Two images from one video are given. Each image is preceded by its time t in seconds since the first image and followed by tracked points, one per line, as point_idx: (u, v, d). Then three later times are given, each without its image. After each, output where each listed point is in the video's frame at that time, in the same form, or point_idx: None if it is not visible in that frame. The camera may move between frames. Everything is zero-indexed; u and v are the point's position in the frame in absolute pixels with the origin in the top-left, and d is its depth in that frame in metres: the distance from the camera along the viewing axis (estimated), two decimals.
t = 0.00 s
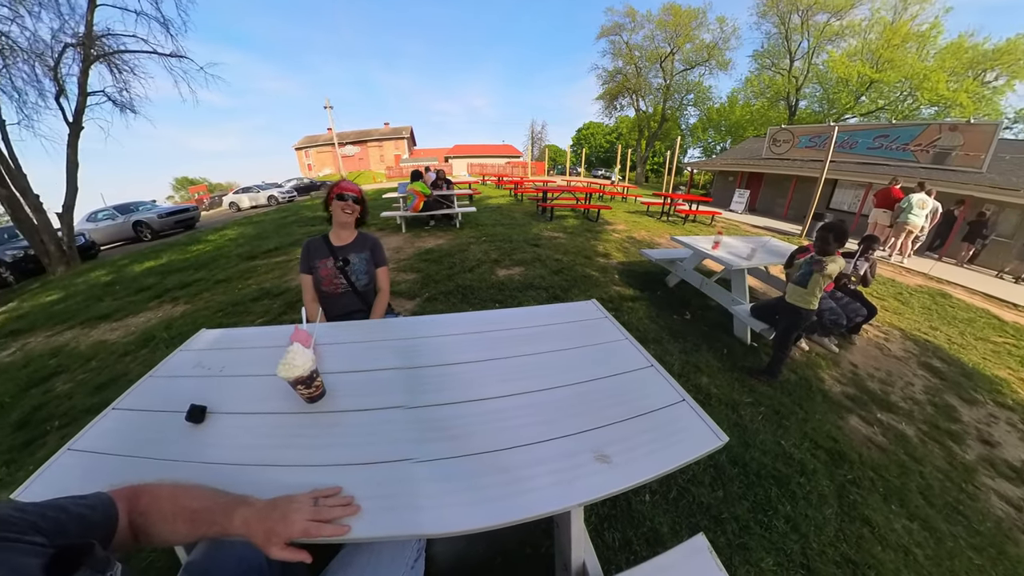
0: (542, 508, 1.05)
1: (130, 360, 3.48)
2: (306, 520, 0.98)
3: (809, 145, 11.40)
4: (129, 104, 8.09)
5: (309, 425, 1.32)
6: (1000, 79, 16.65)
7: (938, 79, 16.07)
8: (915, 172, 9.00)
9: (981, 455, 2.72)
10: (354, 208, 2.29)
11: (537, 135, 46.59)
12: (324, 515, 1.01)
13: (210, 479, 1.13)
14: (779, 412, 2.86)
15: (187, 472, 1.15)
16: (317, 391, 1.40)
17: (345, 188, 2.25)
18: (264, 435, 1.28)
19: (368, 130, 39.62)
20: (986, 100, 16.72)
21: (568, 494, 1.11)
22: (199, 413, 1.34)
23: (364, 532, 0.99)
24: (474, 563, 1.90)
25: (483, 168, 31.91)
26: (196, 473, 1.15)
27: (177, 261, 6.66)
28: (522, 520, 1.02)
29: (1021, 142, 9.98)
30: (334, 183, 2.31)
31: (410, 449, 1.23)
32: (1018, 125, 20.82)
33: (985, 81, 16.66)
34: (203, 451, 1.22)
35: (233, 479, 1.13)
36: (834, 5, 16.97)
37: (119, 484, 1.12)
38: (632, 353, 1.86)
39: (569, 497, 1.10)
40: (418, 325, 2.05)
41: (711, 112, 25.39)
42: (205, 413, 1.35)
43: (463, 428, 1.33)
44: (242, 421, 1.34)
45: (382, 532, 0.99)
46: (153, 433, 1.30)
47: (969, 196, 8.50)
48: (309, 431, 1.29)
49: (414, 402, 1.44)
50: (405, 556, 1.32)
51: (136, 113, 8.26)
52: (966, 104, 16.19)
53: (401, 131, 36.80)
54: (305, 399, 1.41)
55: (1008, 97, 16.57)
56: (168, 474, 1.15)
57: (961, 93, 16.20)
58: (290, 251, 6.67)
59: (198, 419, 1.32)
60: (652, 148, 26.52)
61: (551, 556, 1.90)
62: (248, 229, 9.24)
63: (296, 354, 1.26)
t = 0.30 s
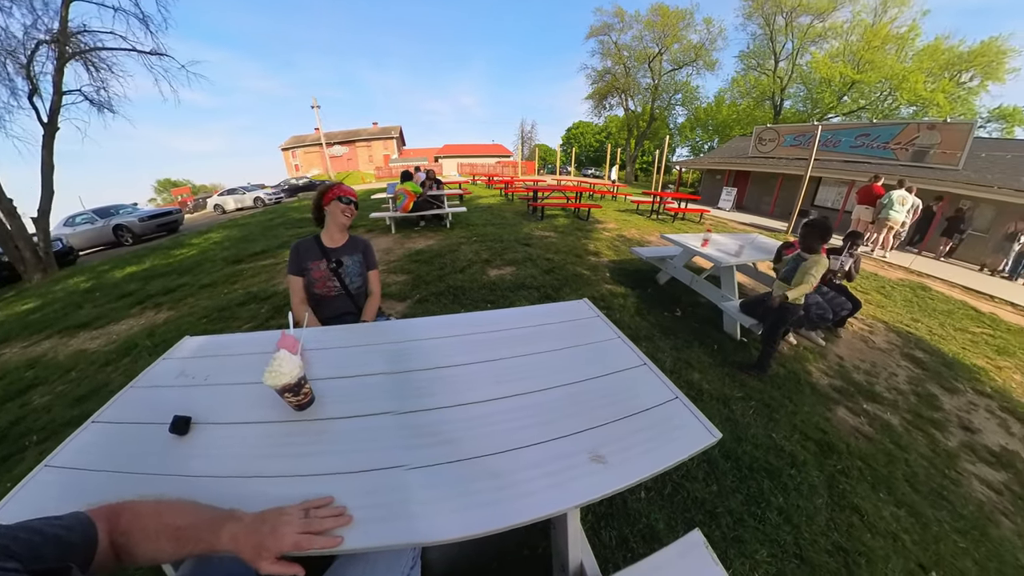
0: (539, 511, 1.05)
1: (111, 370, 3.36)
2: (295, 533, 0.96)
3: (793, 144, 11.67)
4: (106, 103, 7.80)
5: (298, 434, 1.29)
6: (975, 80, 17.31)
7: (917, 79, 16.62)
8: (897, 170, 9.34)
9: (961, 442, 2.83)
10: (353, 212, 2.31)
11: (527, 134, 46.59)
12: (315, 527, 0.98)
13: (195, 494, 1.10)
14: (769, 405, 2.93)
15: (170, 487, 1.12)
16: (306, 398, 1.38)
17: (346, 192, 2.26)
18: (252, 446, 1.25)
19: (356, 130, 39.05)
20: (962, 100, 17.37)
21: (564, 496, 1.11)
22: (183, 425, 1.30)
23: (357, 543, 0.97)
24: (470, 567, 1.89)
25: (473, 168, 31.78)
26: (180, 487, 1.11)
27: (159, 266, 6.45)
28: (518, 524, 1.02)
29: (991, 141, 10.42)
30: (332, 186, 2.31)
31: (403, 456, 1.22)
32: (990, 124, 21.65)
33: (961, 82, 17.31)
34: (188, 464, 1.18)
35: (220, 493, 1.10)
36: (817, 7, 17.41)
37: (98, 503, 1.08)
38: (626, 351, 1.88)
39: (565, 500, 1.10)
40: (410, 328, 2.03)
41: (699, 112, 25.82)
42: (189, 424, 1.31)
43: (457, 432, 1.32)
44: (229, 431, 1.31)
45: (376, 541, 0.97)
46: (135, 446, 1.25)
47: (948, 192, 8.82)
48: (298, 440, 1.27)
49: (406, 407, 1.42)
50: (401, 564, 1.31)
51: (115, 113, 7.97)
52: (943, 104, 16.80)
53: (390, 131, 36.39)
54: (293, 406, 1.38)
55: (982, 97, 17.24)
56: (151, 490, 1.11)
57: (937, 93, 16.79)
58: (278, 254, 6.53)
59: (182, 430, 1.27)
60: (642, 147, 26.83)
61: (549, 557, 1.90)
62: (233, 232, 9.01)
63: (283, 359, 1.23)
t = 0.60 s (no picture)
0: (538, 512, 1.06)
1: (93, 380, 3.24)
2: (291, 543, 0.94)
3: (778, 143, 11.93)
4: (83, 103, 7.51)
5: (291, 441, 1.27)
6: (950, 81, 17.98)
7: (896, 80, 17.17)
8: (879, 168, 9.61)
9: (942, 429, 2.95)
10: (334, 211, 2.22)
11: (517, 134, 46.59)
12: (310, 536, 0.96)
13: (184, 508, 1.06)
14: (760, 399, 3.00)
15: (159, 501, 1.08)
16: (297, 405, 1.35)
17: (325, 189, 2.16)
18: (243, 455, 1.22)
19: (344, 129, 38.49)
20: (938, 100, 18.03)
21: (563, 496, 1.11)
22: (170, 436, 1.26)
23: (355, 552, 0.96)
24: (468, 569, 1.89)
25: (464, 168, 31.63)
26: (168, 502, 1.08)
27: (141, 271, 6.25)
28: (518, 526, 1.02)
29: (964, 140, 10.86)
30: (312, 184, 2.19)
31: (399, 461, 1.21)
32: (965, 123, 22.48)
33: (937, 83, 17.98)
34: (176, 477, 1.15)
35: (210, 505, 1.07)
36: (800, 9, 17.84)
37: (82, 521, 1.03)
38: (620, 349, 1.90)
39: (564, 499, 1.10)
40: (403, 331, 2.01)
41: (687, 112, 26.23)
42: (176, 435, 1.27)
43: (454, 435, 1.32)
44: (219, 441, 1.27)
45: (374, 549, 0.96)
46: (121, 459, 1.21)
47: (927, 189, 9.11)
48: (291, 448, 1.24)
49: (401, 411, 1.41)
50: (399, 569, 1.30)
51: (92, 113, 7.68)
52: (920, 104, 17.40)
53: (379, 130, 35.95)
54: (284, 414, 1.35)
55: (957, 97, 17.93)
56: (138, 505, 1.07)
57: (915, 93, 17.40)
58: (266, 257, 6.40)
59: (169, 441, 1.24)
60: (631, 147, 27.13)
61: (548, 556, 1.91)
62: (218, 235, 8.78)
63: (273, 366, 1.21)
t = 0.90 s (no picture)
0: (540, 516, 1.06)
1: (73, 392, 3.12)
2: (285, 560, 0.91)
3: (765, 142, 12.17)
4: (58, 102, 7.21)
5: (285, 453, 1.24)
6: (928, 82, 18.62)
7: (876, 81, 17.71)
8: (861, 166, 9.91)
9: (926, 417, 3.07)
10: (275, 224, 1.86)
11: (507, 134, 46.53)
12: (306, 552, 0.94)
13: (170, 527, 1.02)
14: (752, 393, 3.07)
15: (145, 520, 1.04)
16: (288, 415, 1.32)
17: (248, 207, 1.78)
18: (233, 470, 1.18)
19: (332, 130, 37.87)
20: (916, 101, 18.65)
21: (564, 500, 1.12)
22: (155, 452, 1.21)
23: (353, 566, 0.94)
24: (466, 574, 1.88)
25: (454, 168, 31.44)
26: (153, 522, 1.04)
27: (122, 277, 6.03)
28: (519, 532, 1.02)
29: (939, 139, 11.27)
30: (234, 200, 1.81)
31: (397, 471, 1.19)
32: (942, 122, 23.27)
33: (915, 84, 18.60)
34: (161, 495, 1.11)
35: (199, 523, 1.03)
36: (784, 12, 18.25)
37: (61, 545, 0.99)
38: (615, 349, 1.92)
39: (564, 503, 1.11)
40: (398, 335, 1.99)
41: (675, 111, 26.64)
42: (162, 450, 1.23)
43: (452, 441, 1.31)
44: (207, 455, 1.23)
45: (373, 562, 0.95)
46: (103, 478, 1.16)
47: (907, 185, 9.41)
48: (284, 460, 1.21)
49: (398, 418, 1.39)
50: None
51: (67, 113, 7.37)
52: (899, 104, 17.98)
53: (368, 130, 35.44)
54: (275, 424, 1.32)
55: (934, 98, 18.58)
56: (120, 526, 1.03)
57: (894, 94, 17.98)
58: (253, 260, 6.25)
59: (154, 457, 1.19)
60: (620, 146, 27.39)
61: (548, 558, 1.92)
62: (202, 239, 8.54)
63: (260, 377, 1.17)
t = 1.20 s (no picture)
0: (539, 517, 1.06)
1: (53, 405, 2.99)
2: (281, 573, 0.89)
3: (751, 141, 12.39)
4: (31, 102, 6.92)
5: (277, 462, 1.21)
6: (906, 83, 19.23)
7: (857, 82, 18.24)
8: (843, 163, 10.21)
9: (909, 406, 3.19)
10: (239, 246, 1.60)
11: (497, 133, 46.36)
12: (303, 563, 0.92)
13: (159, 543, 0.99)
14: (742, 387, 3.14)
15: (132, 537, 1.00)
16: (279, 423, 1.29)
17: (205, 228, 1.50)
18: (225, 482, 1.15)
19: (318, 129, 37.24)
20: (895, 100, 19.26)
21: (562, 500, 1.13)
22: (140, 465, 1.17)
23: None
24: None
25: (444, 168, 31.20)
26: (141, 538, 1.00)
27: (102, 283, 5.81)
28: (519, 533, 1.03)
29: (916, 138, 11.69)
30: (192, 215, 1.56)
31: (394, 477, 1.18)
32: (920, 121, 24.02)
33: (893, 84, 19.21)
34: (149, 510, 1.07)
35: (190, 538, 1.00)
36: (769, 13, 18.66)
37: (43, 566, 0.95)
38: (609, 347, 1.94)
39: (563, 503, 1.12)
40: (391, 337, 1.97)
41: (663, 111, 27.01)
42: (148, 463, 1.19)
43: (448, 445, 1.30)
44: (197, 466, 1.20)
45: (373, 571, 0.94)
46: (86, 495, 1.11)
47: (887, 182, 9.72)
48: (277, 470, 1.19)
49: (392, 423, 1.38)
50: None
51: (41, 113, 7.07)
52: (879, 104, 18.56)
53: (356, 130, 34.91)
54: (265, 433, 1.28)
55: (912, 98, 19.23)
56: (105, 544, 0.99)
57: (875, 94, 18.55)
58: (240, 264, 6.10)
59: (140, 470, 1.15)
60: (610, 145, 27.63)
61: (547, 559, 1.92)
62: (186, 242, 8.30)
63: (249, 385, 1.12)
